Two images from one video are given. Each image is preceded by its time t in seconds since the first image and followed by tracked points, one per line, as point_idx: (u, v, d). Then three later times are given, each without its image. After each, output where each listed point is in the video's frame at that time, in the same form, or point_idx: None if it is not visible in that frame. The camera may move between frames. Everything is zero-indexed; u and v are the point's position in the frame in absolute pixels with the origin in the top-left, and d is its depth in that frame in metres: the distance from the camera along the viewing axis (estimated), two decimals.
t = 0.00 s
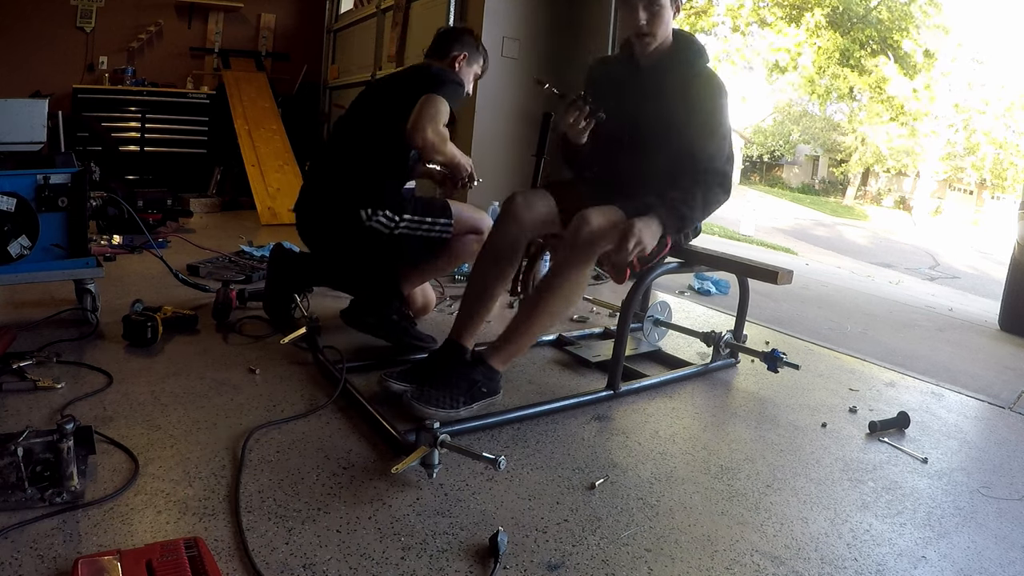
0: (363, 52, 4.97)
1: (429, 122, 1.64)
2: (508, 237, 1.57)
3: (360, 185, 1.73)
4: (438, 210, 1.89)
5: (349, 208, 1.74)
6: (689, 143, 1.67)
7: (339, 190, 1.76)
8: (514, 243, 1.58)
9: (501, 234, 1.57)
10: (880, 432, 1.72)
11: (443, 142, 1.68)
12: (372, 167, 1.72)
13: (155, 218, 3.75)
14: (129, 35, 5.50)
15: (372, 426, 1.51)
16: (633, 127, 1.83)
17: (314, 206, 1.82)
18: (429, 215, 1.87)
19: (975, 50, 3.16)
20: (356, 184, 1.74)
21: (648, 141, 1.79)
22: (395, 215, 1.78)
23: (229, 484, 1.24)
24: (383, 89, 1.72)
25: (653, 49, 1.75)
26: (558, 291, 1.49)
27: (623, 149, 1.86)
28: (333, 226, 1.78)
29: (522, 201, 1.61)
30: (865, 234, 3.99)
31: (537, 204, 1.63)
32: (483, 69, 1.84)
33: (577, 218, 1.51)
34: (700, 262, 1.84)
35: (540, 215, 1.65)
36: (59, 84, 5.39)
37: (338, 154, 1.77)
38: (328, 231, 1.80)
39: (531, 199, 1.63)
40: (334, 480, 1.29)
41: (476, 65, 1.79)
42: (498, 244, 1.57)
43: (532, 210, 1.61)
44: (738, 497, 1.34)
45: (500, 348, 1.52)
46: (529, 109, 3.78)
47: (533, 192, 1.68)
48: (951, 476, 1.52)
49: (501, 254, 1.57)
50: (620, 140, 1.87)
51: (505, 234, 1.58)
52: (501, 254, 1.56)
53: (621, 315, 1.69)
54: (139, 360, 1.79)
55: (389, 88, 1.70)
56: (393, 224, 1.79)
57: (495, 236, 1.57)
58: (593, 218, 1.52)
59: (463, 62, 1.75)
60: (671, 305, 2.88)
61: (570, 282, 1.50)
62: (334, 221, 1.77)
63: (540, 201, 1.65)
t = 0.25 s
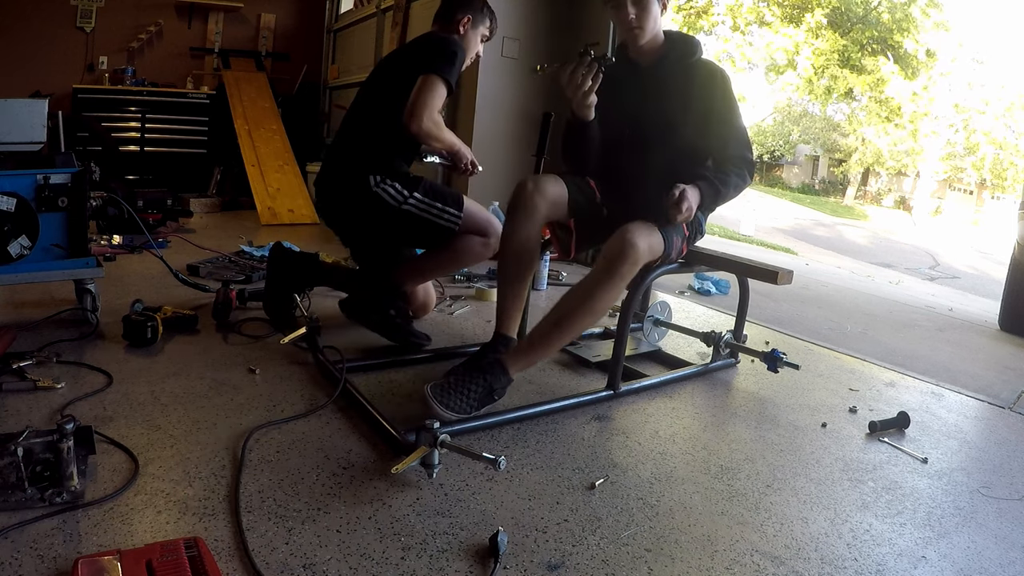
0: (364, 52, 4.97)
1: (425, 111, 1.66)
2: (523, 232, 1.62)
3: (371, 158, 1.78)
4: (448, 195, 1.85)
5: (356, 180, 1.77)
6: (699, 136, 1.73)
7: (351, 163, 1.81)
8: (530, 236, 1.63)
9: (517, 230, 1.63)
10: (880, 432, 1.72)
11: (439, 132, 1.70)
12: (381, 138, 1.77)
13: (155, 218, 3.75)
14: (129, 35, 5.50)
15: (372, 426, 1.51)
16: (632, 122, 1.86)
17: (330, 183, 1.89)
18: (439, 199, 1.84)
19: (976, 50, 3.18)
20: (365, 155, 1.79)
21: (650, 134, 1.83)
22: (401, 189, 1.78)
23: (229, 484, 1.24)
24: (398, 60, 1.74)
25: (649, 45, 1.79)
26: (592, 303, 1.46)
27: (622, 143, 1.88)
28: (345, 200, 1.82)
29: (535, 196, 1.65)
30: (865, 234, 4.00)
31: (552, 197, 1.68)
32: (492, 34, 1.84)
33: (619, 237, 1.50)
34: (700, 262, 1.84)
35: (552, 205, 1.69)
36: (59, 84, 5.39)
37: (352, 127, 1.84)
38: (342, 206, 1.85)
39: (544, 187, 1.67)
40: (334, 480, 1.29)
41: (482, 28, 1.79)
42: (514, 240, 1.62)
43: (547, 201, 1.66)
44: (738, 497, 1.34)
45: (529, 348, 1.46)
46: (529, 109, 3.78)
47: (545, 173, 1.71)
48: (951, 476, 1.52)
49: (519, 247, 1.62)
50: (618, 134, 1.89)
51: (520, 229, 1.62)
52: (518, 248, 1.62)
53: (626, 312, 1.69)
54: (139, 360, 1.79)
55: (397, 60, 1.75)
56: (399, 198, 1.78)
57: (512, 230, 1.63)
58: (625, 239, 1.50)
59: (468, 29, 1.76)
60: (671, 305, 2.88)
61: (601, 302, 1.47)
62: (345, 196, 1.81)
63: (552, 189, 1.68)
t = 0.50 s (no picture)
0: (364, 52, 4.97)
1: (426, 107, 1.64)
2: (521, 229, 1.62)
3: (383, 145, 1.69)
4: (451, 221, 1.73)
5: (363, 173, 1.68)
6: (692, 133, 1.73)
7: (363, 149, 1.72)
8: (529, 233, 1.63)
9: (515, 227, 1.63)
10: (880, 432, 1.72)
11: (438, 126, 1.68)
12: (397, 130, 1.69)
13: (155, 218, 3.75)
14: (129, 35, 5.50)
15: (372, 426, 1.51)
16: (627, 124, 1.87)
17: (343, 161, 1.81)
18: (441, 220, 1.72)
19: (976, 50, 3.18)
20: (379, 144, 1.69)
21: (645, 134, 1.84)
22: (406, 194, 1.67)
23: (229, 484, 1.24)
24: (406, 48, 1.69)
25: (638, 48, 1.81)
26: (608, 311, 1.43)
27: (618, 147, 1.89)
28: (350, 189, 1.74)
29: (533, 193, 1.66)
30: (865, 234, 4.01)
31: (549, 195, 1.68)
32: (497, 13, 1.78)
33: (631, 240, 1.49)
34: (700, 262, 1.83)
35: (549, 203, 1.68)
36: (58, 84, 5.39)
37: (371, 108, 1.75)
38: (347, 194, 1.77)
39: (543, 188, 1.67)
40: (334, 480, 1.29)
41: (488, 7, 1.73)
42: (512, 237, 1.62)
43: (545, 200, 1.67)
44: (738, 497, 1.34)
45: (538, 353, 1.42)
46: (529, 109, 3.78)
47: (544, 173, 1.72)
48: (951, 476, 1.52)
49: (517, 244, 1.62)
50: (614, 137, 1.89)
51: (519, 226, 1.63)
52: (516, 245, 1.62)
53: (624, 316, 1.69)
54: (139, 360, 1.79)
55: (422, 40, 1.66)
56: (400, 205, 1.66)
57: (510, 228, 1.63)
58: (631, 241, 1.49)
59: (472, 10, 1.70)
60: (671, 305, 2.88)
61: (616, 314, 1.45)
62: (351, 184, 1.73)
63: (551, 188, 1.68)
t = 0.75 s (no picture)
0: (364, 52, 4.97)
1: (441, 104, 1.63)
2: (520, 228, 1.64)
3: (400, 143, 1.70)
4: (442, 249, 1.74)
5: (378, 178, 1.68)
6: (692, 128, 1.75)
7: (379, 146, 1.73)
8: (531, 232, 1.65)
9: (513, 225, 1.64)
10: (880, 432, 1.72)
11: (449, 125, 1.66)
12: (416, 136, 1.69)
13: (155, 218, 3.75)
14: (129, 36, 5.50)
15: (372, 426, 1.51)
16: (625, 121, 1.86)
17: (362, 152, 1.82)
18: (432, 245, 1.74)
19: (975, 50, 3.19)
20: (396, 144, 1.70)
21: (640, 129, 1.83)
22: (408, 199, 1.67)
23: (229, 484, 1.24)
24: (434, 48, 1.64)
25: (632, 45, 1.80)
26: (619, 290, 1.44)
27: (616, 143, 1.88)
28: (359, 184, 1.75)
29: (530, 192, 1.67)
30: (865, 235, 4.03)
31: (549, 196, 1.68)
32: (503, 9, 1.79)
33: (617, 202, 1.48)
34: (700, 262, 1.83)
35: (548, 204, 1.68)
36: (59, 83, 5.40)
37: (393, 102, 1.74)
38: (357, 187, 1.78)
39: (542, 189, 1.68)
40: (334, 479, 1.29)
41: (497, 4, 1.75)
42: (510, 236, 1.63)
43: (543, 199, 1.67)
44: (738, 497, 1.34)
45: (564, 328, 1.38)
46: (530, 109, 3.78)
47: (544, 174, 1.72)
48: (951, 476, 1.52)
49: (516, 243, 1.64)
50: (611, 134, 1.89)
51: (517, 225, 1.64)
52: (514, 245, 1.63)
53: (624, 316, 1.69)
54: (139, 360, 1.79)
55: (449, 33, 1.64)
56: (402, 214, 1.67)
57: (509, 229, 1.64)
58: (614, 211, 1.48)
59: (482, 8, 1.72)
60: (671, 305, 2.88)
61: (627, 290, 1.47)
62: (361, 177, 1.74)
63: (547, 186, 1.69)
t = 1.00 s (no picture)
0: (363, 52, 4.96)
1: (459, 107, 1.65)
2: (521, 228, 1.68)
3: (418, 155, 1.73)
4: (458, 266, 1.80)
5: (397, 191, 1.71)
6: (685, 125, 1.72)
7: (391, 161, 1.77)
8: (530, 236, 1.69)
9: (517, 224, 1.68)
10: (879, 431, 1.72)
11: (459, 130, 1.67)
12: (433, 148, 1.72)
13: (155, 218, 3.75)
14: (129, 36, 5.50)
15: (372, 426, 1.51)
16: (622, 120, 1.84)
17: (376, 156, 1.83)
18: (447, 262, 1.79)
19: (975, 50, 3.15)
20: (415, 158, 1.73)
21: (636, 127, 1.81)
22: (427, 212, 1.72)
23: (229, 484, 1.24)
24: (450, 55, 1.65)
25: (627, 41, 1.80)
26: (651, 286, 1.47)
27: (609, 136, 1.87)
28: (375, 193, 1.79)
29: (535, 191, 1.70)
30: (864, 234, 4.06)
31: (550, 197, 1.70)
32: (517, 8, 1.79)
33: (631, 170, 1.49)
34: (699, 262, 1.83)
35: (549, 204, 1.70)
36: (59, 84, 5.39)
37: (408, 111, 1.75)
38: (373, 195, 1.81)
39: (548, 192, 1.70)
40: (334, 479, 1.29)
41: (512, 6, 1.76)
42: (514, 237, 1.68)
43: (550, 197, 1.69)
44: (738, 497, 1.34)
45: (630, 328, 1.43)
46: (530, 109, 3.78)
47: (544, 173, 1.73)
48: (951, 476, 1.52)
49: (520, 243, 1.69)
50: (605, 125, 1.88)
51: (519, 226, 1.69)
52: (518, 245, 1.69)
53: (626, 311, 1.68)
54: (139, 360, 1.79)
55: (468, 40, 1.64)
56: (421, 227, 1.72)
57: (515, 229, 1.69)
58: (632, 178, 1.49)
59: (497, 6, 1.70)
60: (671, 304, 2.87)
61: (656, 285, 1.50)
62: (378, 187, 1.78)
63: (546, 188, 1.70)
